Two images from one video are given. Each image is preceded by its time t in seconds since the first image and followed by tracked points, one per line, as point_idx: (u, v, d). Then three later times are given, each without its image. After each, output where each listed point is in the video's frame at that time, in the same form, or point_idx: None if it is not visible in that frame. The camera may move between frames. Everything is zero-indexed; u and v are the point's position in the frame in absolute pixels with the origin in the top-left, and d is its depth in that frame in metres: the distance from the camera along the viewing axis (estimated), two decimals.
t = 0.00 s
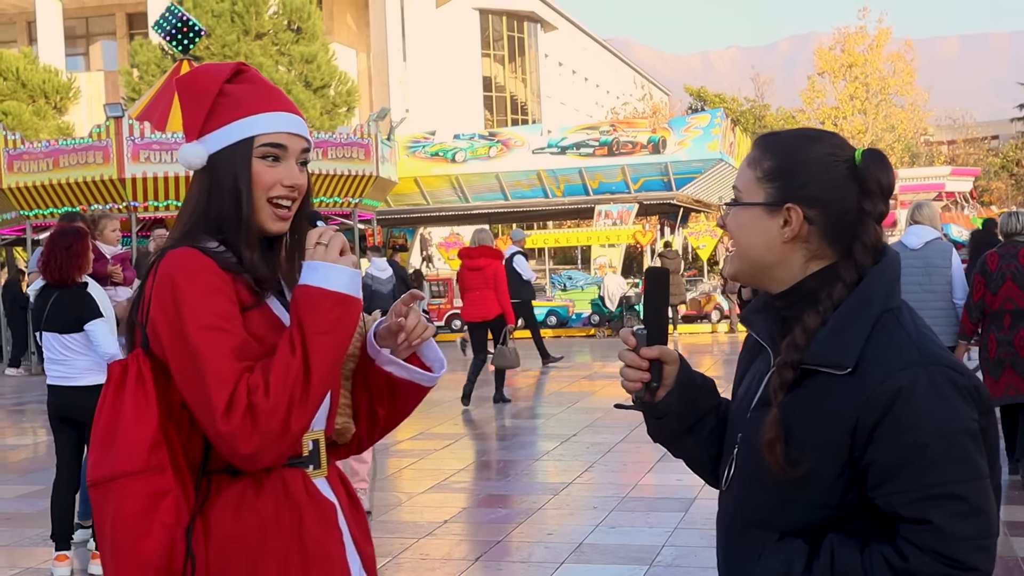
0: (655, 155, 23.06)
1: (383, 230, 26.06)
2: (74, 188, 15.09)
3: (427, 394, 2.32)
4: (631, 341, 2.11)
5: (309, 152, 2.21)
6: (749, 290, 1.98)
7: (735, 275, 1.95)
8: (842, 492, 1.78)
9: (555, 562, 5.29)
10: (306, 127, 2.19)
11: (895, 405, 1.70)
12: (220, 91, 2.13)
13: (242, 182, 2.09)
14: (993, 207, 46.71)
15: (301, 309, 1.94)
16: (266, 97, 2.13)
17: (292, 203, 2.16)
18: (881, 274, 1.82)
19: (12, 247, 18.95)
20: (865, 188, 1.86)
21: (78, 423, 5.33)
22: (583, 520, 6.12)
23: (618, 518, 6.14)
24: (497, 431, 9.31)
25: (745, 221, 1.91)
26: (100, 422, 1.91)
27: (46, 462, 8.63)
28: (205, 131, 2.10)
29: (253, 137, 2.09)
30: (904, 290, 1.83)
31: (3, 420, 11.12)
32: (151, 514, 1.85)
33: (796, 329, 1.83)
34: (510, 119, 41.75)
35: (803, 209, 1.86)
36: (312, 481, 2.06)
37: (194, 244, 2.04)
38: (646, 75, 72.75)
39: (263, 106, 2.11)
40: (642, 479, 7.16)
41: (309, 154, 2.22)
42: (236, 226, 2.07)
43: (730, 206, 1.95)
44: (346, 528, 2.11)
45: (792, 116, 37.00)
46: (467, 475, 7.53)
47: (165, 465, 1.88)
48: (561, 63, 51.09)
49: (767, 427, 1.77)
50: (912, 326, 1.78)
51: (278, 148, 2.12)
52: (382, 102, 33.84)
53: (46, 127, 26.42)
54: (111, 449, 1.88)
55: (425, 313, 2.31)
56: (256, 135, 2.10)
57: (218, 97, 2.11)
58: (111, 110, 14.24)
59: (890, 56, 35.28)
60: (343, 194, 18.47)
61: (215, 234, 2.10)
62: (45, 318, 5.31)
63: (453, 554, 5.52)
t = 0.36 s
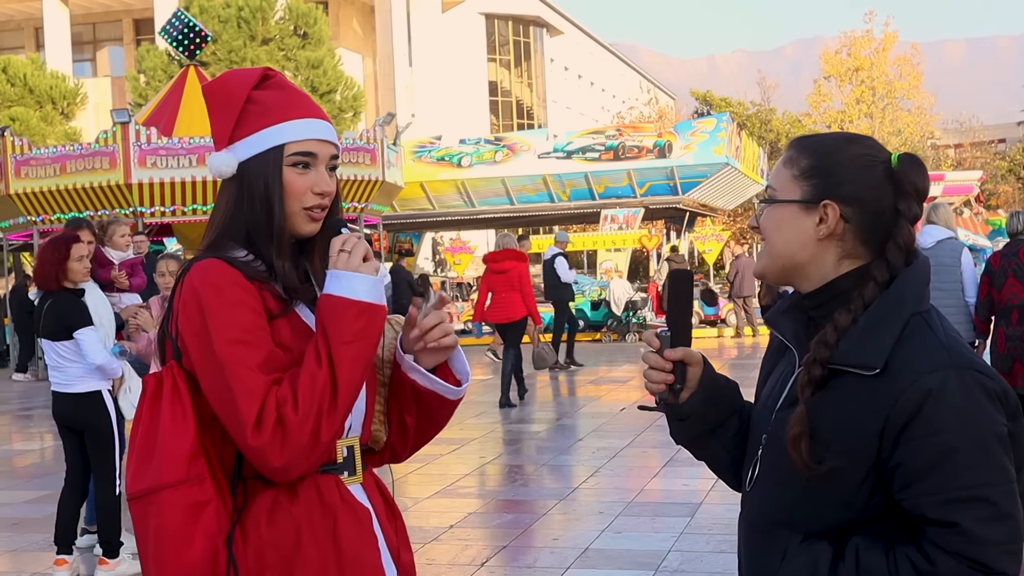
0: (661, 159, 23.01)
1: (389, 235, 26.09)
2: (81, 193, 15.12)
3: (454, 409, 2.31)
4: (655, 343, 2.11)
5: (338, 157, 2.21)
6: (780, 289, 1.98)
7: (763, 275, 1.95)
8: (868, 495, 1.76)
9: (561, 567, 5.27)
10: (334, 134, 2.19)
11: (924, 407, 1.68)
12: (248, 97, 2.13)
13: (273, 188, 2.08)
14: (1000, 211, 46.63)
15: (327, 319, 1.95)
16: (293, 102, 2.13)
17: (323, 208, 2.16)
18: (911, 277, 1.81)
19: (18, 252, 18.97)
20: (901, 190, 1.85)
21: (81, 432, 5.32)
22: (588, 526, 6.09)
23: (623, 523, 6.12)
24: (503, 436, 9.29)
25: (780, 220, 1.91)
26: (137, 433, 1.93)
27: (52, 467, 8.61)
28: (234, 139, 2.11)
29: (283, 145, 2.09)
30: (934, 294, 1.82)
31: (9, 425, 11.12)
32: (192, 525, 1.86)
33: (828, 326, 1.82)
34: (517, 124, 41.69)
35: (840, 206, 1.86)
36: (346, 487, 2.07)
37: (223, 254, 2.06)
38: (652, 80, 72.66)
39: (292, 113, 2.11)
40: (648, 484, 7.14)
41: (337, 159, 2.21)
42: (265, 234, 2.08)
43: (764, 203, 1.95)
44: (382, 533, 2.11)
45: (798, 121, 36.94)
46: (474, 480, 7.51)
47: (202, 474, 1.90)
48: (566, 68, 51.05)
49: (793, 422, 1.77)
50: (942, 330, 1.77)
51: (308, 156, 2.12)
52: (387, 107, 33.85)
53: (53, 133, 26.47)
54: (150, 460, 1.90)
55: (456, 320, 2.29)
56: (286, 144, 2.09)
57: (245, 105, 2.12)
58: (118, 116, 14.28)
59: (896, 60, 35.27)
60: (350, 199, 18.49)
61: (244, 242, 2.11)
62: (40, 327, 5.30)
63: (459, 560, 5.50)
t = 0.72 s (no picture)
0: (663, 163, 22.98)
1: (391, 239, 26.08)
2: (83, 197, 15.11)
3: (454, 415, 2.30)
4: (670, 340, 2.11)
5: (348, 157, 2.20)
6: (796, 291, 1.99)
7: (783, 275, 1.95)
8: (880, 496, 1.75)
9: (563, 572, 5.25)
10: (344, 135, 2.18)
11: (940, 408, 1.67)
12: (257, 96, 2.12)
13: (282, 187, 2.07)
14: (1002, 215, 46.65)
15: (337, 327, 1.94)
16: (305, 102, 2.12)
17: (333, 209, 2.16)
18: (929, 281, 1.81)
19: (20, 256, 18.97)
20: (925, 194, 1.87)
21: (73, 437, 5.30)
22: (589, 529, 6.08)
23: (625, 527, 6.10)
24: (504, 440, 9.28)
25: (803, 217, 1.92)
26: (141, 435, 1.92)
27: (53, 470, 8.60)
28: (242, 136, 2.10)
29: (293, 145, 2.08)
30: (948, 299, 1.82)
31: (10, 429, 11.11)
32: (194, 528, 1.85)
33: (848, 322, 1.81)
34: (518, 128, 41.72)
35: (864, 204, 1.87)
36: (354, 490, 2.07)
37: (231, 252, 2.05)
38: (654, 84, 72.72)
39: (303, 112, 2.10)
40: (650, 488, 7.11)
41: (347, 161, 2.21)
42: (274, 235, 2.07)
43: (789, 202, 1.95)
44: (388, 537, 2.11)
45: (800, 125, 36.92)
46: (476, 484, 7.49)
47: (205, 478, 1.89)
48: (568, 72, 51.11)
49: (807, 414, 1.76)
50: (958, 333, 1.76)
51: (317, 156, 2.11)
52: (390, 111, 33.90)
53: (54, 137, 26.46)
54: (154, 462, 1.89)
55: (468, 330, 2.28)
56: (296, 143, 2.08)
57: (254, 104, 2.11)
58: (119, 120, 14.28)
59: (898, 64, 35.29)
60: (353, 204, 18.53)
61: (251, 242, 2.09)
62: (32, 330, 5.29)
63: (460, 564, 5.48)
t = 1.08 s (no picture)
0: (663, 167, 22.95)
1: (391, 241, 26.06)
2: (83, 200, 15.09)
3: (455, 421, 2.28)
4: (678, 343, 2.10)
5: (345, 155, 2.18)
6: (806, 293, 1.97)
7: (795, 279, 1.94)
8: (897, 499, 1.73)
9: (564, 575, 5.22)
10: (342, 132, 2.16)
11: (959, 413, 1.65)
12: (252, 93, 2.09)
13: (284, 187, 2.06)
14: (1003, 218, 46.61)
15: (348, 332, 1.92)
16: (301, 99, 2.10)
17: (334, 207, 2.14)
18: (946, 284, 1.79)
19: (20, 259, 18.95)
20: (937, 197, 1.85)
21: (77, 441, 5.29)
22: (589, 533, 6.05)
23: (625, 530, 6.07)
24: (504, 444, 9.25)
25: (816, 222, 1.90)
26: (150, 442, 1.89)
27: (53, 474, 8.57)
28: (239, 136, 2.07)
29: (292, 142, 2.06)
30: (966, 303, 1.80)
31: (9, 432, 11.07)
32: (208, 537, 1.83)
33: (864, 328, 1.79)
34: (519, 131, 41.74)
35: (877, 211, 1.86)
36: (362, 495, 2.05)
37: (236, 254, 2.02)
38: (654, 87, 72.78)
39: (302, 110, 2.09)
40: (650, 491, 7.08)
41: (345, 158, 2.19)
42: (278, 237, 2.05)
43: (800, 207, 1.94)
44: (394, 542, 2.09)
45: (801, 128, 36.91)
46: (476, 488, 7.46)
47: (217, 485, 1.86)
48: (569, 75, 51.10)
49: (825, 420, 1.74)
50: (975, 337, 1.74)
51: (316, 153, 2.09)
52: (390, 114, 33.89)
53: (55, 140, 26.45)
54: (163, 470, 1.86)
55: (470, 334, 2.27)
56: (296, 141, 2.06)
57: (250, 100, 2.08)
58: (120, 123, 14.26)
59: (899, 68, 35.30)
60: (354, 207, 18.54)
61: (254, 243, 2.07)
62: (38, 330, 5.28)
63: (460, 567, 5.46)
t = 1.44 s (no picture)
0: (662, 171, 22.91)
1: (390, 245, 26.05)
2: (82, 204, 15.09)
3: (451, 428, 2.27)
4: (680, 341, 2.11)
5: (345, 159, 2.18)
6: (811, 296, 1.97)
7: (804, 283, 1.94)
8: (902, 504, 1.74)
9: None
10: (341, 136, 2.15)
11: (968, 416, 1.65)
12: (251, 98, 2.09)
13: (284, 193, 2.05)
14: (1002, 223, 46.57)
15: (354, 338, 1.91)
16: (301, 103, 2.09)
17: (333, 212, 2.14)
18: (954, 292, 1.78)
19: (20, 263, 18.97)
20: (945, 203, 1.84)
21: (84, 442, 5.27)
22: (588, 536, 6.04)
23: (624, 534, 6.07)
24: (504, 447, 9.23)
25: (826, 226, 1.90)
26: (153, 448, 1.89)
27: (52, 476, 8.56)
28: (240, 142, 2.07)
29: (293, 148, 2.06)
30: (974, 310, 1.79)
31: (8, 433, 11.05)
32: (212, 545, 1.83)
33: (871, 333, 1.79)
34: (518, 136, 41.78)
35: (882, 214, 1.86)
36: (365, 499, 2.04)
37: (236, 258, 2.02)
38: (653, 92, 72.86)
39: (302, 114, 2.08)
40: (648, 496, 7.07)
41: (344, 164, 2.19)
42: (280, 243, 2.05)
43: (808, 212, 1.94)
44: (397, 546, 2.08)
45: (799, 133, 36.94)
46: (475, 492, 7.44)
47: (221, 490, 1.86)
48: (568, 79, 51.13)
49: (834, 425, 1.73)
50: (984, 343, 1.74)
51: (317, 158, 2.09)
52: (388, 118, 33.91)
53: (54, 144, 26.46)
54: (166, 476, 1.85)
55: (467, 340, 2.27)
56: (296, 146, 2.06)
57: (249, 106, 2.08)
58: (119, 127, 14.25)
59: (897, 73, 35.32)
60: (352, 211, 18.54)
61: (255, 247, 2.07)
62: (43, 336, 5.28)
63: (459, 570, 5.45)
